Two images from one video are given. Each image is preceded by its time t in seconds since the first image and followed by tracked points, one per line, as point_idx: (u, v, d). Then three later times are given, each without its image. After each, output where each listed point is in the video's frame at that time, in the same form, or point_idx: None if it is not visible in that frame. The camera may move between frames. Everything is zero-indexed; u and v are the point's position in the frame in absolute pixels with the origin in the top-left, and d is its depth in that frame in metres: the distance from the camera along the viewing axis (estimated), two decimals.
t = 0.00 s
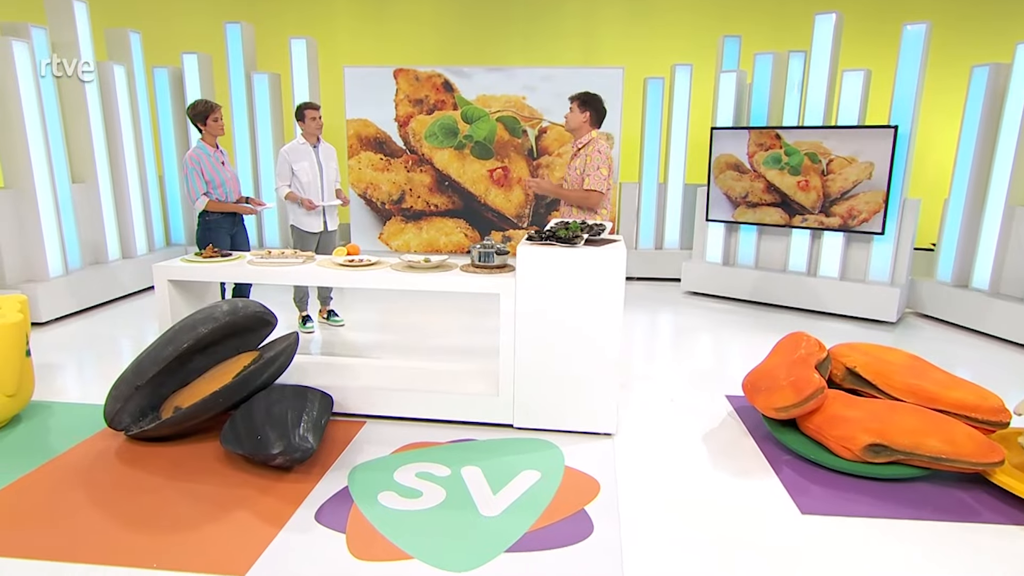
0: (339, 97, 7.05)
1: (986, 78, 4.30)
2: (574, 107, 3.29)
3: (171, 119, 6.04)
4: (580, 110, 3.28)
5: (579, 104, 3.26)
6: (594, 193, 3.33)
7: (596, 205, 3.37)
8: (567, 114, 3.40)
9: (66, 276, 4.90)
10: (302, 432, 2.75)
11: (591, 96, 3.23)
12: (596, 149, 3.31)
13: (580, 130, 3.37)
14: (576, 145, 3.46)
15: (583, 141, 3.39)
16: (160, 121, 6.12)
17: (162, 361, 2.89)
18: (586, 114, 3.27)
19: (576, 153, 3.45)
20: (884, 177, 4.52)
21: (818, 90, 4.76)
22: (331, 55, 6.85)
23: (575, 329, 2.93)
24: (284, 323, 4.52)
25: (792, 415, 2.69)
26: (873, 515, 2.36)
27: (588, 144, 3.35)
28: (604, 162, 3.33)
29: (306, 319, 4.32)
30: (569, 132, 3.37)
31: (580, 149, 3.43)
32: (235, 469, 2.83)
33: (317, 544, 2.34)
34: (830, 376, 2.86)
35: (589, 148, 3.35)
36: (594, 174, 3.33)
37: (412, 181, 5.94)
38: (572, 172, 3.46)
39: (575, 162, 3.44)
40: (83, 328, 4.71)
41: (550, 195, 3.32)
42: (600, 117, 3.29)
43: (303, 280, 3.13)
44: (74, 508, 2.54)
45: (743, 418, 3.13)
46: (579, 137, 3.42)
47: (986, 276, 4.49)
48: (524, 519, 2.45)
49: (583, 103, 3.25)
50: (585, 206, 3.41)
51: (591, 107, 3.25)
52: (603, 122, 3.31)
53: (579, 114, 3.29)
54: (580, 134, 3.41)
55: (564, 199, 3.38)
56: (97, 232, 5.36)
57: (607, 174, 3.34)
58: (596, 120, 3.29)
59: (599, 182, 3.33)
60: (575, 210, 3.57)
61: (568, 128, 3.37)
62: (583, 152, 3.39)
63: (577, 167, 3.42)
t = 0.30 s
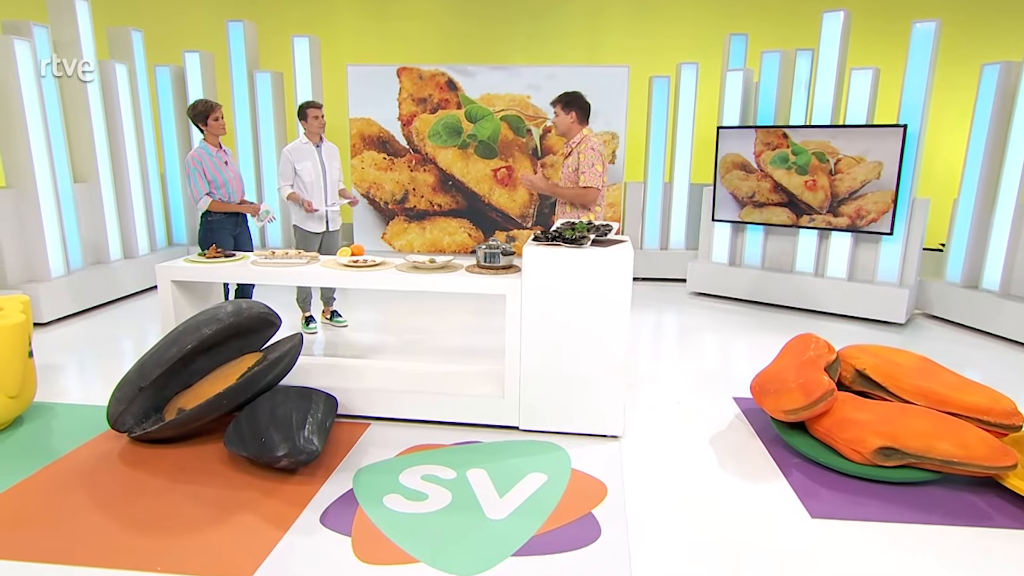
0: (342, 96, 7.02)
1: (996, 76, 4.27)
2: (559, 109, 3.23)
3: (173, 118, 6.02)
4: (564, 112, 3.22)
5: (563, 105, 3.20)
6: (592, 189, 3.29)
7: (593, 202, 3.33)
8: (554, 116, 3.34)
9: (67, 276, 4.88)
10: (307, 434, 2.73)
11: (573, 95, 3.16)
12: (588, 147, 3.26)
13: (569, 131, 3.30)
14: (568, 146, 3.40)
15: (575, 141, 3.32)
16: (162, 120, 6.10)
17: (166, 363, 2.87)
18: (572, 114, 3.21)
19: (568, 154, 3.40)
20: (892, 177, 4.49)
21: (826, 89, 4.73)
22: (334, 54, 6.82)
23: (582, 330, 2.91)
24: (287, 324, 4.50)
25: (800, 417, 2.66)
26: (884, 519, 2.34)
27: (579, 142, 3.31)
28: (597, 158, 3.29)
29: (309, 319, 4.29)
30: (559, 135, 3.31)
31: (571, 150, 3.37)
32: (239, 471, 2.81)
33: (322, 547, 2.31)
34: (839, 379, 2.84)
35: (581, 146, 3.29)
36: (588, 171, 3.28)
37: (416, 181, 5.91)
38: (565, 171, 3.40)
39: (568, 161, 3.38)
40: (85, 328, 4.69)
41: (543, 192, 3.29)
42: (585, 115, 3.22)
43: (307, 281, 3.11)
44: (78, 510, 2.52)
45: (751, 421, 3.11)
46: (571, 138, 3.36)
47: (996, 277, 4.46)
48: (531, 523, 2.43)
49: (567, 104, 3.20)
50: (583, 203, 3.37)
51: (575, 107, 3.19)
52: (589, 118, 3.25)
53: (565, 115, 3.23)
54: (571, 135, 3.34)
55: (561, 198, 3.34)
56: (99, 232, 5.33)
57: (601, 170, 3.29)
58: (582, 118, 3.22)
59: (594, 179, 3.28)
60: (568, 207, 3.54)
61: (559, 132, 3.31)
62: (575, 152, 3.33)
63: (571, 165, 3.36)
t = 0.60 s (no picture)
0: (346, 95, 6.98)
1: (1009, 75, 4.23)
2: (553, 111, 3.18)
3: (175, 117, 5.99)
4: (559, 114, 3.18)
5: (556, 108, 3.15)
6: (598, 189, 3.23)
7: (599, 202, 3.28)
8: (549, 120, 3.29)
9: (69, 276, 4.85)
10: (312, 437, 2.71)
11: (565, 96, 3.12)
12: (590, 146, 3.22)
13: (566, 134, 3.25)
14: (567, 144, 3.36)
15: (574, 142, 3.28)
16: (164, 119, 6.07)
17: (170, 364, 2.85)
18: (567, 116, 3.17)
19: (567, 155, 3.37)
20: (903, 176, 4.46)
21: (835, 88, 4.69)
22: (337, 52, 6.79)
23: (590, 332, 2.88)
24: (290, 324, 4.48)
25: (811, 421, 2.64)
26: (897, 524, 2.31)
27: (579, 143, 3.27)
28: (599, 157, 3.25)
29: (313, 320, 4.27)
30: (556, 137, 3.26)
31: (570, 151, 3.33)
32: (244, 473, 2.78)
33: (327, 551, 2.29)
34: (850, 382, 2.81)
35: (582, 146, 3.26)
36: (592, 171, 3.23)
37: (420, 180, 5.88)
38: (567, 172, 3.36)
39: (569, 162, 3.34)
40: (87, 329, 4.66)
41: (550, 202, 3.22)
42: (580, 115, 3.18)
43: (312, 282, 3.08)
44: (82, 513, 2.50)
45: (760, 424, 3.08)
46: (569, 139, 3.31)
47: (1008, 278, 4.41)
48: (539, 527, 2.40)
49: (561, 106, 3.15)
50: (589, 204, 3.31)
51: (570, 108, 3.14)
52: (585, 118, 3.21)
53: (560, 118, 3.19)
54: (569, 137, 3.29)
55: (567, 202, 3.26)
56: (100, 231, 5.31)
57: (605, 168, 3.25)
58: (578, 119, 3.18)
59: (600, 178, 3.23)
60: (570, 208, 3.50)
61: (556, 135, 3.27)
62: (575, 152, 3.29)
63: (572, 165, 3.32)
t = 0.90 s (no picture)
0: (349, 94, 6.96)
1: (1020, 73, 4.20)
2: (557, 112, 3.14)
3: (177, 117, 5.96)
4: (563, 114, 3.14)
5: (560, 108, 3.11)
6: (609, 187, 3.22)
7: (611, 200, 3.27)
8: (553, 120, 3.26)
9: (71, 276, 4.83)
10: (317, 439, 2.69)
11: (568, 96, 3.08)
12: (599, 144, 3.20)
13: (570, 134, 3.22)
14: (571, 144, 3.34)
15: (580, 141, 3.26)
16: (166, 119, 6.05)
17: (174, 366, 2.83)
18: (570, 116, 3.14)
19: (572, 155, 3.34)
20: (912, 176, 4.43)
21: (843, 87, 4.67)
22: (340, 51, 6.76)
23: (597, 335, 2.85)
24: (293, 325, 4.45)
25: (821, 423, 2.62)
26: (909, 529, 2.28)
27: (585, 141, 3.25)
28: (610, 156, 3.23)
29: (316, 321, 4.25)
30: (561, 137, 3.23)
31: (577, 150, 3.30)
32: (248, 475, 2.76)
33: (333, 555, 2.26)
34: (860, 384, 2.79)
35: (591, 144, 3.23)
36: (604, 168, 3.21)
37: (423, 179, 5.85)
38: (575, 171, 3.32)
39: (577, 161, 3.30)
40: (88, 330, 4.64)
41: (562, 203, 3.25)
42: (584, 115, 3.15)
43: (316, 283, 3.06)
44: (85, 515, 2.48)
45: (768, 426, 3.05)
46: (574, 138, 3.28)
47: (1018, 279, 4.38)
48: (546, 530, 2.37)
49: (565, 106, 3.11)
50: (600, 203, 3.30)
51: (573, 108, 3.11)
52: (588, 117, 3.18)
53: (564, 118, 3.15)
54: (574, 137, 3.26)
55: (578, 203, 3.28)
56: (102, 232, 5.29)
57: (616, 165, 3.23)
58: (582, 119, 3.15)
59: (611, 177, 3.22)
60: (577, 208, 3.45)
61: (559, 134, 3.24)
62: (584, 150, 3.26)
63: (581, 164, 3.27)
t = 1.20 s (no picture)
0: (352, 94, 6.92)
1: None
2: (564, 112, 3.13)
3: (179, 116, 5.93)
4: (570, 114, 3.13)
5: (567, 108, 3.10)
6: (621, 185, 3.17)
7: (623, 200, 3.22)
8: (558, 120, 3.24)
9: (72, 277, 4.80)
10: (323, 442, 2.66)
11: (577, 96, 3.07)
12: (609, 143, 3.15)
13: (578, 134, 3.21)
14: (576, 143, 3.32)
15: (588, 140, 3.24)
16: (168, 118, 6.02)
17: (178, 368, 2.79)
18: (578, 116, 3.13)
19: (580, 155, 3.30)
20: (923, 175, 4.40)
21: (853, 85, 4.63)
22: (344, 49, 6.73)
23: (606, 337, 2.83)
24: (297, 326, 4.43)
25: (832, 427, 2.60)
26: (923, 534, 2.25)
27: (592, 141, 3.23)
28: (620, 154, 3.18)
29: (320, 322, 4.23)
30: (567, 138, 3.22)
31: (585, 149, 3.27)
32: (253, 478, 2.73)
33: (339, 559, 2.24)
34: (872, 387, 2.76)
35: (600, 143, 3.19)
36: (615, 167, 3.16)
37: (427, 179, 5.82)
38: (584, 170, 3.28)
39: (585, 161, 3.25)
40: (90, 331, 4.61)
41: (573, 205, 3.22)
42: (591, 115, 3.14)
43: (322, 283, 3.03)
44: (88, 519, 2.45)
45: (778, 429, 3.02)
46: (582, 138, 3.26)
47: None
48: (555, 534, 2.34)
49: (573, 106, 3.10)
50: (611, 203, 3.26)
51: (581, 108, 3.10)
52: (595, 117, 3.17)
53: (571, 118, 3.14)
54: (581, 137, 3.25)
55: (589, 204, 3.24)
56: (104, 232, 5.26)
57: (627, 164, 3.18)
58: (589, 119, 3.14)
59: (622, 176, 3.17)
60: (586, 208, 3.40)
61: (567, 134, 3.22)
62: (593, 149, 3.22)
63: (591, 163, 3.23)
